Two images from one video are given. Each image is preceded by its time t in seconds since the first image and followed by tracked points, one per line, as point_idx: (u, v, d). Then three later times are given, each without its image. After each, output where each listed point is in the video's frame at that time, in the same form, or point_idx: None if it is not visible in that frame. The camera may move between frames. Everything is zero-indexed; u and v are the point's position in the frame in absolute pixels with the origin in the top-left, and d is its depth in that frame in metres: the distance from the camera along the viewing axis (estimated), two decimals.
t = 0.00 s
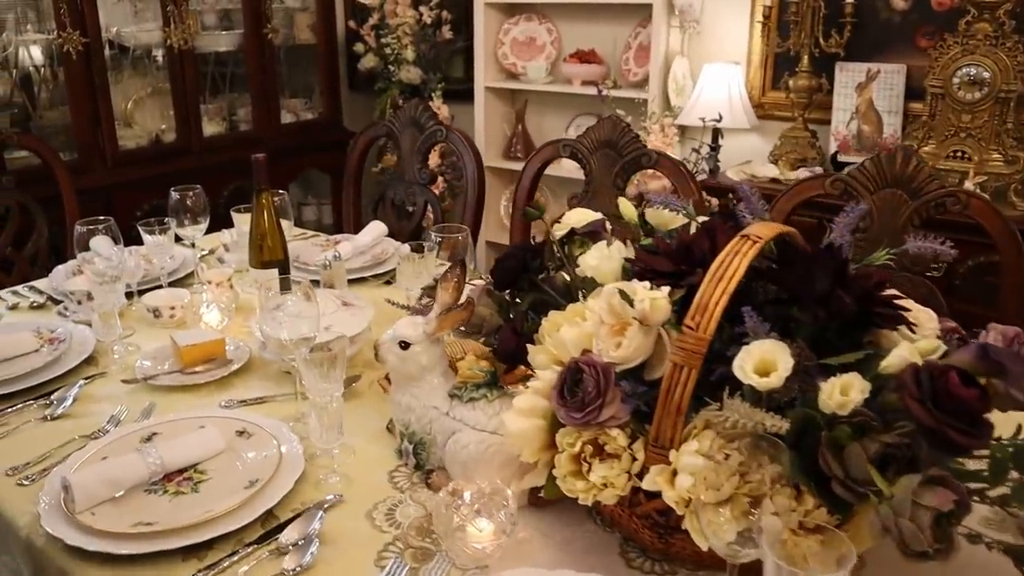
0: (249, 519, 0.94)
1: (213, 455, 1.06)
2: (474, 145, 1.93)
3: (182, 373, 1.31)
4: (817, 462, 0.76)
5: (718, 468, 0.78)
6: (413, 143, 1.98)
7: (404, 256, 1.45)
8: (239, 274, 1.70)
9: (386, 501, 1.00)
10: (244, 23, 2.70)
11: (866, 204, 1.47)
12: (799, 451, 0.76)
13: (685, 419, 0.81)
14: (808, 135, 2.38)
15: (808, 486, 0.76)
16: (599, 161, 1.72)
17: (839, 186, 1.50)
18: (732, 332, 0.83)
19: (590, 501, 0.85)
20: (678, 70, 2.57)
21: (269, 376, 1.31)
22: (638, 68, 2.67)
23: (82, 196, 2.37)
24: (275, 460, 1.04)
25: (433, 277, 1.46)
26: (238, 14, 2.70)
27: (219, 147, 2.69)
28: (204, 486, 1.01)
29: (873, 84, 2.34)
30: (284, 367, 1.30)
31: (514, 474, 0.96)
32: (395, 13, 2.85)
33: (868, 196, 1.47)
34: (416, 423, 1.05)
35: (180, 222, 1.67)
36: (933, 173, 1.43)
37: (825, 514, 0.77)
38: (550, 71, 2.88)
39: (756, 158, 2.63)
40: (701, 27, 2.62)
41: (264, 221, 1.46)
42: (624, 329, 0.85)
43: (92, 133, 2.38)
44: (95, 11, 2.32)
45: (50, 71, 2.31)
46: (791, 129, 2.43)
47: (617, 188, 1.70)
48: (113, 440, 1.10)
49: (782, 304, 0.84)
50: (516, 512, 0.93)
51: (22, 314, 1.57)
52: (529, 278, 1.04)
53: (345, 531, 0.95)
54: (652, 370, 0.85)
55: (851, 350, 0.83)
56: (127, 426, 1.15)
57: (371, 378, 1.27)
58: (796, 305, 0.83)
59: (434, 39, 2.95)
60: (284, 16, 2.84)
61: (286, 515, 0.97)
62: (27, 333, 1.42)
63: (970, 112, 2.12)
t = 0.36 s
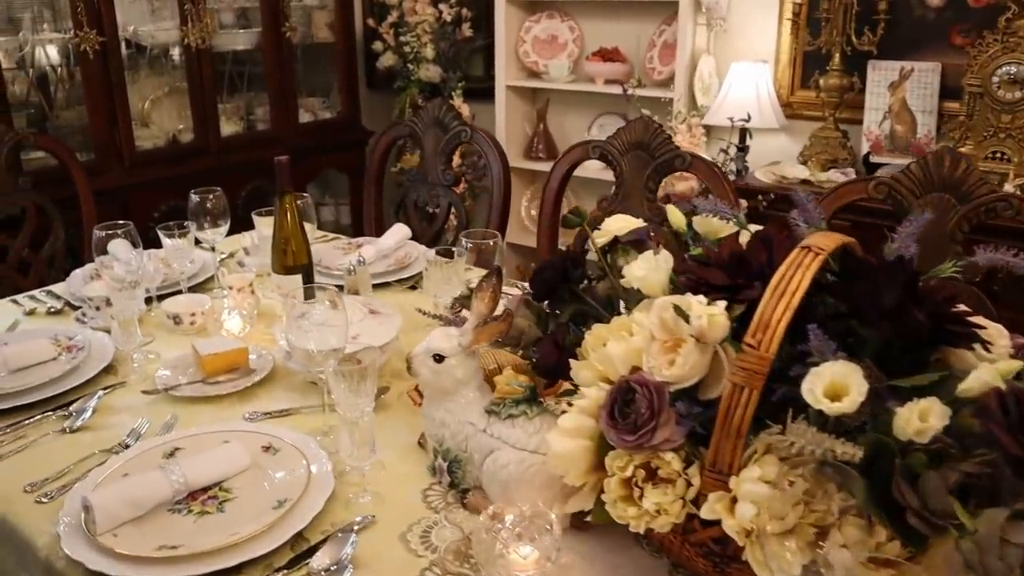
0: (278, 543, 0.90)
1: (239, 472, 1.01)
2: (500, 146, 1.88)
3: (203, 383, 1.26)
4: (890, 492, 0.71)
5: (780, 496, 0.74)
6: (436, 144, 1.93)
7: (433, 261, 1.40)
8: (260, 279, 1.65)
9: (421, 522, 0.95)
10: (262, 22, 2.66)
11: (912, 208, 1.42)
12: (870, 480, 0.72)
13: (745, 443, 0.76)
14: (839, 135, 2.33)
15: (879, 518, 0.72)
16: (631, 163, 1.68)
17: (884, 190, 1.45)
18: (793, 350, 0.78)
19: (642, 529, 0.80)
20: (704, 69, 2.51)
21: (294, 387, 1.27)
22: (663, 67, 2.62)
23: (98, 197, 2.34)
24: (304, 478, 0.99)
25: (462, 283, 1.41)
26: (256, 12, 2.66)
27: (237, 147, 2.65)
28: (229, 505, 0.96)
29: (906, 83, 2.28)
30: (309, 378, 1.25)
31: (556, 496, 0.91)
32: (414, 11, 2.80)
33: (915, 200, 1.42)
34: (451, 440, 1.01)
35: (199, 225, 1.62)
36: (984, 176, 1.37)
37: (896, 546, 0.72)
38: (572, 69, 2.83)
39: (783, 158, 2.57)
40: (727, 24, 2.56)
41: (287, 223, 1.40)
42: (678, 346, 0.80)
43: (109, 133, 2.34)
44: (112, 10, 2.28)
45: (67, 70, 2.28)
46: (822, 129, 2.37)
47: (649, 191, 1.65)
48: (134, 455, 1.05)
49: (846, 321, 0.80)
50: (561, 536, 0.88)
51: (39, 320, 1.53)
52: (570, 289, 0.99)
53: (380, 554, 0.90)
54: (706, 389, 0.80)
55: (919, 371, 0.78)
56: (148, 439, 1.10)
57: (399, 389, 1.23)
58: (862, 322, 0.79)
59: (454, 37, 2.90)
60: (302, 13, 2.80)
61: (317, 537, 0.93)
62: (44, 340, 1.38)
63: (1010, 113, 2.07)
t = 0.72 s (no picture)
0: (321, 555, 0.85)
1: (277, 478, 0.97)
2: (535, 142, 1.84)
3: (237, 384, 1.22)
4: (984, 510, 0.66)
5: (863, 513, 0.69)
6: (469, 139, 1.88)
7: (471, 259, 1.36)
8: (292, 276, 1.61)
9: (469, 532, 0.91)
10: (289, 16, 2.62)
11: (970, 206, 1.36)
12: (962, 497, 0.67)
13: (823, 456, 0.72)
14: (880, 132, 2.27)
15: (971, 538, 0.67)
16: (671, 159, 1.63)
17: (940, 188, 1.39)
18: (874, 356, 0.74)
19: (711, 545, 0.76)
20: (740, 64, 2.46)
21: (331, 388, 1.22)
22: (696, 62, 2.57)
23: (125, 193, 2.31)
24: (345, 485, 0.95)
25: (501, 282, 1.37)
26: (283, 6, 2.62)
27: (264, 142, 2.61)
28: (268, 513, 0.92)
29: (949, 78, 2.21)
30: (347, 379, 1.21)
31: (612, 507, 0.87)
32: (442, 5, 2.76)
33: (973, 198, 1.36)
34: (499, 446, 0.96)
35: (230, 221, 1.58)
36: None
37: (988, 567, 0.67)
38: (602, 64, 2.78)
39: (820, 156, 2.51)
40: (763, 19, 2.50)
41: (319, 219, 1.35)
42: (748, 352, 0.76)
43: (136, 128, 2.31)
44: (140, 3, 2.26)
45: (95, 64, 2.25)
46: (861, 125, 2.31)
47: (690, 187, 1.60)
48: (169, 459, 1.01)
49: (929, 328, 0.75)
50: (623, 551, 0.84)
51: (68, 317, 1.50)
52: (624, 289, 0.95)
53: (427, 567, 0.86)
54: (778, 398, 0.76)
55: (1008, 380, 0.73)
56: (183, 442, 1.06)
57: (439, 391, 1.19)
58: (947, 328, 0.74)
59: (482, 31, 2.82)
60: (329, 7, 2.76)
61: (361, 547, 0.89)
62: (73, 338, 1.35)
63: None
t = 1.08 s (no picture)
0: (387, 544, 0.83)
1: (337, 464, 0.94)
2: (585, 124, 1.80)
3: (290, 366, 1.19)
4: None
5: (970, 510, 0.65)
6: (517, 120, 1.85)
7: (526, 242, 1.32)
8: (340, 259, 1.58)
9: (537, 522, 0.88)
10: None
11: None
12: None
13: (926, 448, 0.68)
14: (938, 115, 2.20)
15: None
16: (728, 140, 1.58)
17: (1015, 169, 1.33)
18: (979, 345, 0.70)
19: (801, 541, 0.72)
20: (790, 45, 2.40)
21: (384, 371, 1.20)
22: (745, 43, 2.50)
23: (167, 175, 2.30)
24: (408, 472, 0.92)
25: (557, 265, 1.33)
26: None
27: (305, 125, 2.59)
28: (329, 500, 0.90)
29: (1013, 58, 2.14)
30: (401, 363, 1.18)
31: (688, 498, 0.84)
32: None
33: None
34: (565, 433, 0.93)
35: (278, 202, 1.55)
36: None
37: None
38: (647, 46, 2.72)
39: (873, 139, 2.44)
40: None
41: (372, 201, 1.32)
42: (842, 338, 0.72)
43: (179, 110, 2.30)
44: None
45: (139, 44, 2.24)
46: (918, 108, 2.23)
47: (748, 169, 1.55)
48: (225, 443, 0.99)
49: None
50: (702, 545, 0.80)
51: (116, 299, 1.49)
52: (697, 272, 0.91)
53: (496, 557, 0.83)
54: (874, 390, 0.73)
55: None
56: (237, 425, 1.04)
57: (497, 377, 1.16)
58: None
59: (524, 13, 2.79)
60: None
61: (426, 536, 0.86)
62: (123, 320, 1.33)
63: None
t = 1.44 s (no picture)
0: (460, 538, 0.80)
1: (400, 453, 0.92)
2: (635, 106, 1.76)
3: (342, 351, 1.17)
4: None
5: None
6: (564, 102, 1.81)
7: (583, 226, 1.29)
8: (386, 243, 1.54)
9: (611, 516, 0.86)
10: None
11: None
12: None
13: None
14: (992, 100, 2.13)
15: None
16: (786, 124, 1.53)
17: None
18: None
19: (901, 542, 0.69)
20: (839, 27, 2.34)
21: (440, 358, 1.17)
22: (791, 25, 2.44)
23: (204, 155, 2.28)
24: (476, 464, 0.89)
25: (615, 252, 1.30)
26: None
27: (341, 105, 2.56)
28: (395, 491, 0.87)
29: None
30: (458, 350, 1.15)
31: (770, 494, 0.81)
32: None
33: None
34: (638, 425, 0.91)
35: (325, 182, 1.53)
36: None
37: None
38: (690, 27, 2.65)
39: (922, 125, 2.39)
40: None
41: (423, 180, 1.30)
42: (947, 332, 0.69)
43: (217, 89, 2.27)
44: None
45: (177, 22, 2.21)
46: (971, 92, 2.18)
47: (807, 155, 1.51)
48: (284, 429, 0.96)
49: None
50: (789, 544, 0.77)
51: (161, 280, 1.46)
52: (779, 260, 0.88)
53: (572, 552, 0.81)
54: (979, 387, 0.69)
55: None
56: (295, 412, 1.01)
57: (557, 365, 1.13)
58: None
59: None
60: None
61: (498, 530, 0.83)
62: (171, 301, 1.30)
63: None
